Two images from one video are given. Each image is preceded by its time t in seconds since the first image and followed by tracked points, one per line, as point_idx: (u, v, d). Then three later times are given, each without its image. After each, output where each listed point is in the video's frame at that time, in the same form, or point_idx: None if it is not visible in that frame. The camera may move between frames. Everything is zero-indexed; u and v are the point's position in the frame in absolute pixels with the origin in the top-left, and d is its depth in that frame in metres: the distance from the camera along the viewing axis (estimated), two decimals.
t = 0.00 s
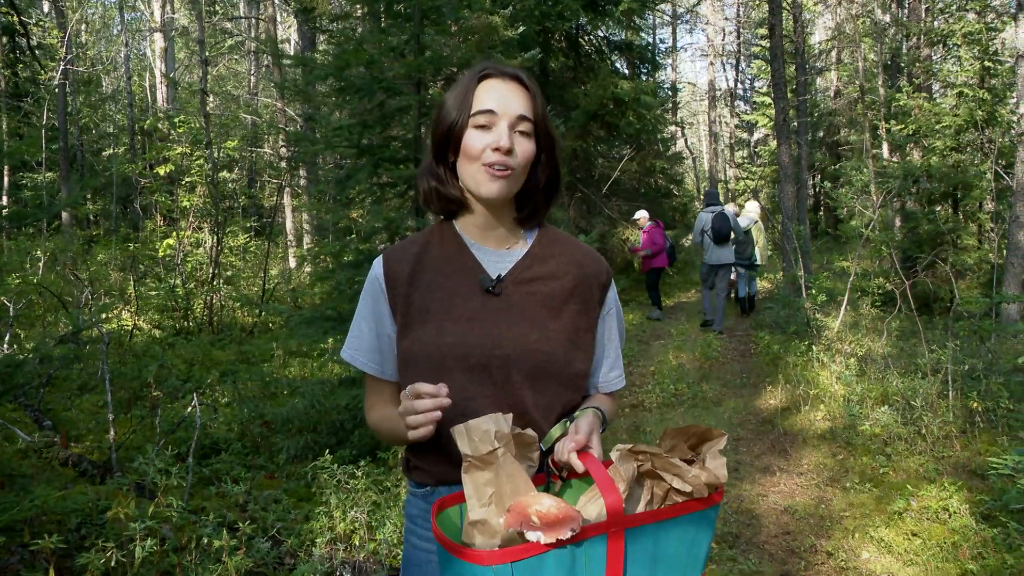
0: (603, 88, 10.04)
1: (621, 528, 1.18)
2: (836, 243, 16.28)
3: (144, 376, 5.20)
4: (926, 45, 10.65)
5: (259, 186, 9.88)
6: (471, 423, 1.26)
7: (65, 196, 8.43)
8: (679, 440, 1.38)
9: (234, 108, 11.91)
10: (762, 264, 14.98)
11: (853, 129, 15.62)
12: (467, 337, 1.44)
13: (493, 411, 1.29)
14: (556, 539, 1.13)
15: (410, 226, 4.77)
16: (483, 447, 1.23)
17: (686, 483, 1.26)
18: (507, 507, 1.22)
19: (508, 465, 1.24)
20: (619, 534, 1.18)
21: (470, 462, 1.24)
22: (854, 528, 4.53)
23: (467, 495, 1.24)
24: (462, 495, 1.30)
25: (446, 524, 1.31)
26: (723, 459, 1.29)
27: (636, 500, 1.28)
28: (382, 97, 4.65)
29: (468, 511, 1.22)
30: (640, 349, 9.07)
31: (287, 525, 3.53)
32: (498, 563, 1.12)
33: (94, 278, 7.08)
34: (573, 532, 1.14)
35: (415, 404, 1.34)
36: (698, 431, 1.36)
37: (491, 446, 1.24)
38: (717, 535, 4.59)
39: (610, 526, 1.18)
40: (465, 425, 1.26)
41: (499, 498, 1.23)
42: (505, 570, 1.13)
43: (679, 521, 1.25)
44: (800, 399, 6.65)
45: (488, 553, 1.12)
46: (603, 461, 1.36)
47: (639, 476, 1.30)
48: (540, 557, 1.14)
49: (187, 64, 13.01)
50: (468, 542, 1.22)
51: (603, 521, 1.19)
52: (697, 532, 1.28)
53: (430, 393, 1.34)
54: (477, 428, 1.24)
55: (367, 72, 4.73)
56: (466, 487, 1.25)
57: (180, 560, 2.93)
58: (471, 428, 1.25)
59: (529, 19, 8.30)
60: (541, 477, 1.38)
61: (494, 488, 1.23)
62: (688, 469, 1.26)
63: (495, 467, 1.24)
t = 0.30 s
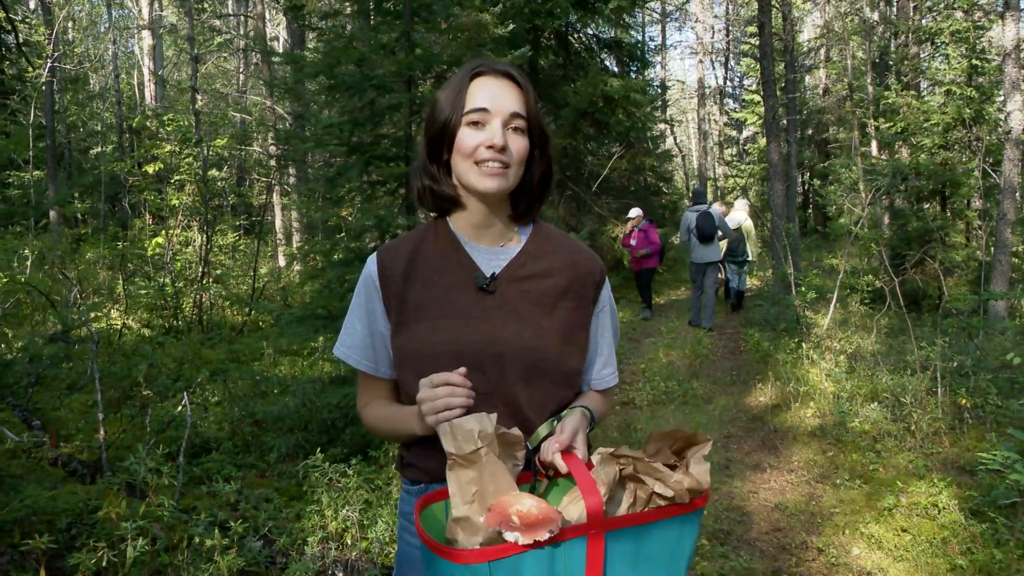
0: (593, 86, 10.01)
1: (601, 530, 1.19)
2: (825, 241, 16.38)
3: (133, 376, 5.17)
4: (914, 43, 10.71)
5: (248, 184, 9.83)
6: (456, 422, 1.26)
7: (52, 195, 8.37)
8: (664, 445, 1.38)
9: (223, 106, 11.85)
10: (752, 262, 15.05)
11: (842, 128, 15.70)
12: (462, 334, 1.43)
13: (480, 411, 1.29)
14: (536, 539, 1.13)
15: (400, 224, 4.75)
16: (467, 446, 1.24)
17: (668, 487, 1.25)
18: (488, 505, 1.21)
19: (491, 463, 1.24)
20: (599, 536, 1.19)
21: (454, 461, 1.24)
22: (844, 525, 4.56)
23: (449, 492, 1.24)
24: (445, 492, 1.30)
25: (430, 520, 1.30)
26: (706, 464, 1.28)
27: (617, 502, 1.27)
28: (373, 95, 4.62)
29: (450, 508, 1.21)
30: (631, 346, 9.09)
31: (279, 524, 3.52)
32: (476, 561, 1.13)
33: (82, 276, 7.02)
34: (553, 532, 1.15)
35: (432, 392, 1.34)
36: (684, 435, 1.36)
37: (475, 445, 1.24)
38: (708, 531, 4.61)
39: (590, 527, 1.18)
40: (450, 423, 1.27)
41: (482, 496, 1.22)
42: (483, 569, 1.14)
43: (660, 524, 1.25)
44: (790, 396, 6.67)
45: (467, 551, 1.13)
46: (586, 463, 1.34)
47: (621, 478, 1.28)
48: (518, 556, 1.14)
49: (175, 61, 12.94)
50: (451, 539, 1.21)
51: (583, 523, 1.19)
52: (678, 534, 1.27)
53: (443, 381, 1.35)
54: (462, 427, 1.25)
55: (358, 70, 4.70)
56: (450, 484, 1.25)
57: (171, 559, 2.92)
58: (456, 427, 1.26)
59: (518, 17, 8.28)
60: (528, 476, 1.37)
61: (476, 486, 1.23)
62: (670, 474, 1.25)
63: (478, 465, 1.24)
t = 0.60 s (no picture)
0: (583, 86, 9.96)
1: (596, 525, 1.19)
2: (815, 240, 16.46)
3: (125, 377, 5.15)
4: (903, 43, 10.77)
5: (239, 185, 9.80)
6: (454, 415, 1.26)
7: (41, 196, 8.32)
8: (659, 443, 1.39)
9: (213, 107, 11.82)
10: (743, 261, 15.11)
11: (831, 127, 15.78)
12: (456, 333, 1.43)
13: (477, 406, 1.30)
14: (533, 531, 1.14)
15: (392, 224, 4.73)
16: (463, 439, 1.24)
17: (663, 485, 1.25)
18: (485, 498, 1.22)
19: (488, 457, 1.25)
20: (594, 531, 1.19)
21: (451, 453, 1.24)
22: (836, 522, 4.58)
23: (446, 486, 1.24)
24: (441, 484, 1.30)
25: (425, 515, 1.30)
26: (700, 463, 1.29)
27: (612, 499, 1.27)
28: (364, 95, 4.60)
29: (447, 500, 1.21)
30: (623, 346, 9.10)
31: (272, 524, 3.51)
32: (472, 553, 1.12)
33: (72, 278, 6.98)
34: (549, 526, 1.15)
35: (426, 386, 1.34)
36: (678, 435, 1.37)
37: (472, 438, 1.24)
38: (701, 530, 4.62)
39: (585, 523, 1.18)
40: (448, 417, 1.27)
41: (477, 490, 1.22)
42: (479, 560, 1.13)
43: (655, 523, 1.24)
44: (782, 395, 6.69)
45: (464, 542, 1.12)
46: (581, 460, 1.35)
47: (616, 476, 1.28)
48: (513, 549, 1.14)
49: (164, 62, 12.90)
50: (445, 531, 1.21)
51: (578, 519, 1.19)
52: (672, 534, 1.27)
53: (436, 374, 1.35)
54: (459, 420, 1.25)
55: (349, 71, 4.70)
56: (446, 477, 1.25)
57: (165, 560, 2.91)
58: (455, 419, 1.26)
59: (509, 17, 8.28)
60: (523, 472, 1.37)
61: (473, 479, 1.23)
62: (665, 471, 1.25)
63: (475, 459, 1.24)
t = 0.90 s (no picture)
0: (579, 82, 9.93)
1: (603, 516, 1.18)
2: (810, 237, 16.50)
3: (120, 373, 5.12)
4: (898, 40, 10.78)
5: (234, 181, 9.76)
6: (455, 414, 1.26)
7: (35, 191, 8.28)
8: (660, 431, 1.38)
9: (208, 102, 11.78)
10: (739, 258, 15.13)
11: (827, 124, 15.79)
12: (456, 328, 1.42)
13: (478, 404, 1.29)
14: (541, 525, 1.13)
15: (388, 220, 4.72)
16: (466, 438, 1.24)
17: (667, 472, 1.25)
18: (490, 496, 1.21)
19: (492, 454, 1.24)
20: (601, 522, 1.18)
21: (454, 453, 1.24)
22: (833, 518, 4.58)
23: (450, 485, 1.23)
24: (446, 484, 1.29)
25: (431, 515, 1.29)
26: (703, 449, 1.28)
27: (617, 489, 1.27)
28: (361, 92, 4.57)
29: (451, 500, 1.20)
30: (619, 342, 9.10)
31: (269, 520, 3.50)
32: (481, 550, 1.12)
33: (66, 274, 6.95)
34: (557, 519, 1.15)
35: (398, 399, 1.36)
36: (679, 422, 1.36)
37: (475, 436, 1.24)
38: (697, 526, 4.62)
39: (593, 514, 1.17)
40: (449, 416, 1.26)
41: (482, 487, 1.22)
42: (488, 558, 1.12)
43: (660, 511, 1.25)
44: (777, 391, 6.69)
45: (471, 540, 1.12)
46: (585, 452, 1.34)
47: (620, 466, 1.28)
48: (522, 544, 1.13)
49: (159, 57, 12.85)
50: (453, 531, 1.20)
51: (585, 510, 1.18)
52: (677, 523, 1.27)
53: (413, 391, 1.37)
54: (461, 418, 1.25)
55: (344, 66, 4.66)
56: (451, 476, 1.24)
57: (162, 557, 2.91)
58: (456, 419, 1.26)
59: (505, 13, 8.25)
60: (526, 468, 1.36)
61: (477, 477, 1.22)
62: (668, 459, 1.26)
63: (479, 456, 1.24)
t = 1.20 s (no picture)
0: (576, 82, 9.92)
1: (614, 510, 1.17)
2: (807, 236, 16.51)
3: (116, 373, 5.10)
4: (894, 39, 10.80)
5: (230, 180, 9.73)
6: (466, 408, 1.23)
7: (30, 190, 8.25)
8: (669, 426, 1.37)
9: (204, 101, 11.76)
10: (735, 257, 15.15)
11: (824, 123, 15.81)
12: (460, 326, 1.41)
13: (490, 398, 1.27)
14: (555, 517, 1.12)
15: (385, 219, 4.71)
16: (477, 431, 1.21)
17: (676, 466, 1.25)
18: (502, 490, 1.20)
19: (502, 449, 1.23)
20: (612, 516, 1.18)
21: (465, 447, 1.21)
22: (830, 517, 4.58)
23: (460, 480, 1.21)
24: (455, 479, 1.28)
25: (440, 511, 1.28)
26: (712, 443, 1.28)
27: (627, 483, 1.30)
28: (360, 93, 4.57)
29: (462, 495, 1.19)
30: (616, 341, 9.10)
31: (267, 520, 3.49)
32: (496, 543, 1.10)
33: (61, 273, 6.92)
34: (571, 511, 1.14)
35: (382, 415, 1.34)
36: (687, 416, 1.36)
37: (487, 430, 1.21)
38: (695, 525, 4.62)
39: (604, 507, 1.17)
40: (460, 410, 1.24)
41: (493, 482, 1.20)
42: (503, 551, 1.11)
43: (669, 506, 1.24)
44: (775, 390, 6.69)
45: (486, 533, 1.10)
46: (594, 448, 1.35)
47: (631, 460, 1.30)
48: (535, 538, 1.12)
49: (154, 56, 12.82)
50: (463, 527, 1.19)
51: (596, 504, 1.18)
52: (684, 519, 1.27)
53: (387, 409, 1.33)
54: (473, 412, 1.22)
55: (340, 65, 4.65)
56: (460, 471, 1.22)
57: (161, 556, 2.90)
58: (467, 412, 1.22)
59: (502, 12, 8.24)
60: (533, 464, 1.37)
61: (488, 472, 1.21)
62: (678, 452, 1.25)
63: (490, 451, 1.22)
